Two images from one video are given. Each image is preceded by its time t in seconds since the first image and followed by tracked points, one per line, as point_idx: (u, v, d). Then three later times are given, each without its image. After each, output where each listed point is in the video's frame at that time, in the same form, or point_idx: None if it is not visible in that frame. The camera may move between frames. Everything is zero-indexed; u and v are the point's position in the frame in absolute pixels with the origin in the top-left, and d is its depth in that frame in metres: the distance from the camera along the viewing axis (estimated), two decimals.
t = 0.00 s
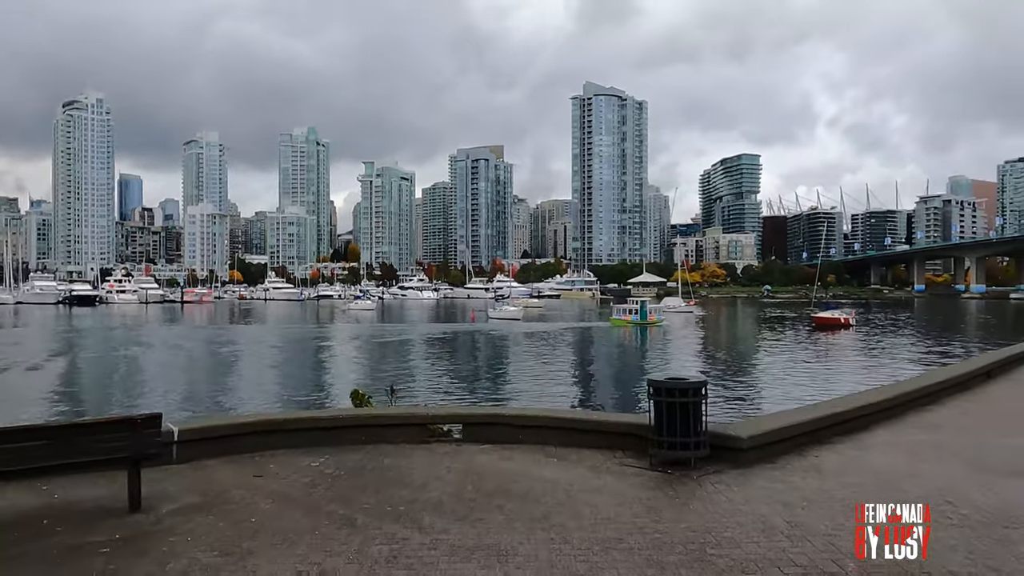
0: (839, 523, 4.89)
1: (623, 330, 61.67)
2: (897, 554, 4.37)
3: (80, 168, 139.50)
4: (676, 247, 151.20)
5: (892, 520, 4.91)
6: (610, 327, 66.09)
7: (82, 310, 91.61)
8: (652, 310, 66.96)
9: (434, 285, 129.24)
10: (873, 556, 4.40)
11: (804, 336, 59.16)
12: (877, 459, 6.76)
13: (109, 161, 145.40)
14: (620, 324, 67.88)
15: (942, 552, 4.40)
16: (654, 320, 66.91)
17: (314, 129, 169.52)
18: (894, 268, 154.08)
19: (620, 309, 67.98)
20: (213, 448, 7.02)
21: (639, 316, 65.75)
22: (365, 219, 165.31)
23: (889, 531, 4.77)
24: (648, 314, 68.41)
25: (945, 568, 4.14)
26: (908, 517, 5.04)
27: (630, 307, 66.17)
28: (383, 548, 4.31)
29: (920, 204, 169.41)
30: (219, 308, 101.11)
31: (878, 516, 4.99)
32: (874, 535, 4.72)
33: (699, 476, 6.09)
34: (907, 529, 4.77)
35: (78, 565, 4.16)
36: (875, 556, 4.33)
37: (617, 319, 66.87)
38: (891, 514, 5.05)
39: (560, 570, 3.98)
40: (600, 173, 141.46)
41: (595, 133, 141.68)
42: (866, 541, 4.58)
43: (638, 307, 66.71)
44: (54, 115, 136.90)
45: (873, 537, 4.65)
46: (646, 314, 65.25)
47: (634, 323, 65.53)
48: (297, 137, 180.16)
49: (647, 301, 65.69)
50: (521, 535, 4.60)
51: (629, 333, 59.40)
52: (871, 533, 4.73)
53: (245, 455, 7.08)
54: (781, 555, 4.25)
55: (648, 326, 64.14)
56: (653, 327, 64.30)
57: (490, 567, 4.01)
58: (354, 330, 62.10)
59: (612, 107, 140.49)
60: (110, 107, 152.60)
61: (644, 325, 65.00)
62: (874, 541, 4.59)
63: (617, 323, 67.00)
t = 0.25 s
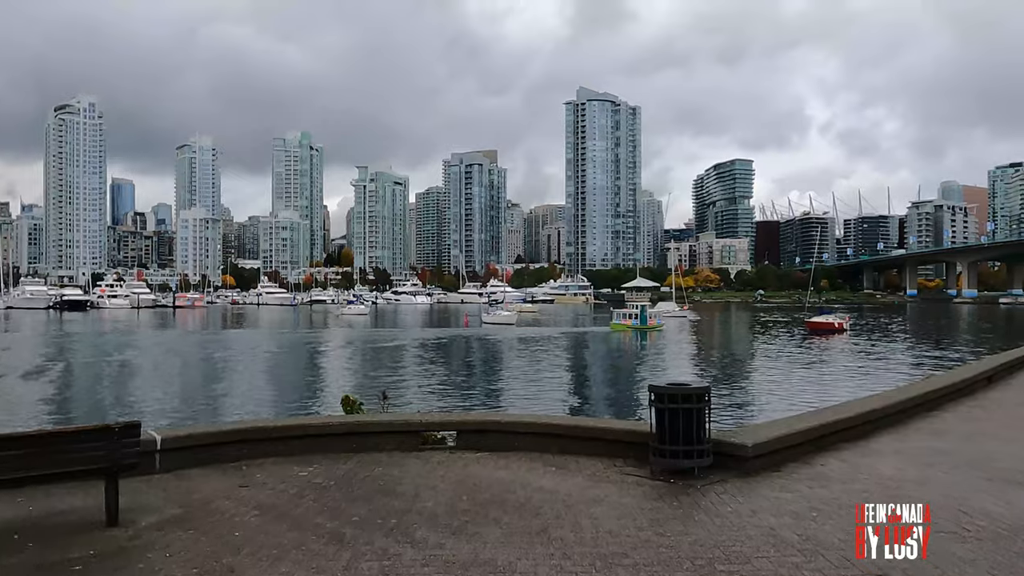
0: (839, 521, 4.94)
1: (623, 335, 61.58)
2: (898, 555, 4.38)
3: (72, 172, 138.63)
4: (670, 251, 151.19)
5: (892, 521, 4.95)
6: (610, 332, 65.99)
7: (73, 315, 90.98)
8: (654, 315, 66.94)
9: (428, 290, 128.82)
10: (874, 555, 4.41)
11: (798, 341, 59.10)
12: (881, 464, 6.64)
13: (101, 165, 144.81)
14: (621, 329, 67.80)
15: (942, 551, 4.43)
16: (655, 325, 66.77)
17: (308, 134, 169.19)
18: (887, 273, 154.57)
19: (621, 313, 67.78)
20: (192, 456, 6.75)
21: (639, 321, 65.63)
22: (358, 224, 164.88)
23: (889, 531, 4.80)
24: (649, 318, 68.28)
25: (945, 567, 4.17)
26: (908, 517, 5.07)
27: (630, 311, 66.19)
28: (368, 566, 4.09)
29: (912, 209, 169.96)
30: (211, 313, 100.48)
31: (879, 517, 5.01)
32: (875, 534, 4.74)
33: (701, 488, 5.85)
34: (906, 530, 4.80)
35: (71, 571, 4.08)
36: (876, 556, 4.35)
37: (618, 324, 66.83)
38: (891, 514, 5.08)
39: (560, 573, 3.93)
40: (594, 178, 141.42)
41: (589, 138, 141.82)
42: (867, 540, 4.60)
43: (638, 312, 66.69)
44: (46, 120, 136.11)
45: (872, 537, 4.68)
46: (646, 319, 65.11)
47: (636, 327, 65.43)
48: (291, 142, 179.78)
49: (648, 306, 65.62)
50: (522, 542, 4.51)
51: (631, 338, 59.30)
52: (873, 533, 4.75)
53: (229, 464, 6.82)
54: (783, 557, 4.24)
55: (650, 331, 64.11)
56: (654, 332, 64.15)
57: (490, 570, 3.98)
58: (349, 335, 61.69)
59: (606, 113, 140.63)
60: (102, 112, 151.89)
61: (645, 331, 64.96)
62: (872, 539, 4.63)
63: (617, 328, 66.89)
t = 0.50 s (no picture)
0: (840, 523, 5.09)
1: (624, 341, 61.37)
2: (897, 554, 4.55)
3: (64, 177, 137.79)
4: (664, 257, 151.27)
5: (892, 521, 5.12)
6: (612, 338, 65.76)
7: (64, 321, 90.22)
8: (654, 321, 66.77)
9: (422, 296, 128.31)
10: (873, 556, 4.55)
11: (792, 346, 59.00)
12: (887, 469, 6.65)
13: (94, 171, 144.02)
14: (622, 335, 67.67)
15: (941, 551, 4.58)
16: (656, 331, 66.61)
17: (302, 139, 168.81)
18: (879, 279, 155.02)
19: (622, 319, 67.63)
20: (173, 468, 6.48)
21: (640, 327, 65.38)
22: (352, 229, 164.46)
23: (888, 531, 4.97)
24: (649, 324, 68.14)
25: (945, 565, 4.32)
26: (908, 517, 5.23)
27: (630, 317, 66.08)
28: None
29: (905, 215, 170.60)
30: (204, 319, 99.82)
31: (879, 518, 5.20)
32: (875, 534, 4.91)
33: (709, 502, 5.62)
34: (906, 530, 4.97)
35: None
36: (875, 556, 4.50)
37: (619, 329, 66.71)
38: (890, 514, 5.27)
39: None
40: (588, 184, 141.40)
41: (582, 144, 141.89)
42: (867, 541, 4.76)
43: (638, 318, 66.49)
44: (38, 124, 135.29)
45: (873, 536, 4.85)
46: (647, 325, 64.78)
47: (636, 334, 65.33)
48: (285, 147, 179.32)
49: (648, 311, 65.46)
50: (528, 550, 4.49)
51: (632, 344, 59.19)
52: (872, 533, 4.94)
53: (213, 476, 6.54)
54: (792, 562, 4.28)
55: (649, 336, 63.94)
56: (655, 338, 64.01)
57: None
58: (342, 341, 61.22)
59: (600, 119, 140.75)
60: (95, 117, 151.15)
61: (645, 336, 64.81)
62: (873, 540, 4.79)
63: (618, 333, 66.72)
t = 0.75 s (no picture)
0: (843, 522, 5.23)
1: (626, 344, 61.33)
2: (897, 553, 4.70)
3: (57, 180, 136.98)
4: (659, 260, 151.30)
5: (893, 521, 5.29)
6: (613, 341, 65.69)
7: (56, 324, 89.57)
8: (655, 324, 66.66)
9: (417, 299, 127.94)
10: (873, 556, 4.70)
11: (787, 349, 58.93)
12: (891, 477, 6.65)
13: (87, 174, 143.19)
14: (624, 337, 67.58)
15: (941, 549, 4.71)
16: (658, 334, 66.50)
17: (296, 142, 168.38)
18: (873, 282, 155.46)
19: (623, 322, 67.47)
20: (156, 482, 6.26)
21: (640, 330, 65.32)
22: (346, 232, 164.08)
23: (888, 531, 5.14)
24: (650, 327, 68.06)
25: (943, 564, 4.48)
26: (908, 517, 5.41)
27: (632, 320, 65.99)
28: None
29: (899, 218, 171.15)
30: (197, 322, 99.24)
31: (880, 516, 5.37)
32: (874, 534, 5.08)
33: (715, 515, 5.38)
34: (906, 530, 5.13)
35: None
36: (875, 557, 4.66)
37: (619, 333, 66.62)
38: (891, 514, 5.45)
39: None
40: (582, 188, 141.28)
41: (577, 147, 141.89)
42: (867, 541, 4.91)
43: (639, 321, 66.35)
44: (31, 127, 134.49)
45: (873, 535, 5.00)
46: (647, 328, 64.51)
47: (637, 337, 65.23)
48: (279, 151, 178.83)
49: (648, 315, 65.44)
50: (531, 562, 4.43)
51: (633, 347, 59.13)
52: (873, 533, 5.09)
53: (199, 488, 6.33)
54: None
55: (651, 339, 63.92)
56: (656, 341, 63.95)
57: None
58: (337, 345, 60.79)
59: (594, 122, 140.67)
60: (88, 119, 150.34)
61: (646, 339, 64.77)
62: (872, 539, 4.95)
63: (619, 337, 66.59)
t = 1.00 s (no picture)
0: (843, 523, 5.25)
1: (625, 347, 61.38)
2: (898, 554, 4.70)
3: (47, 182, 135.89)
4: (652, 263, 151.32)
5: (893, 521, 5.31)
6: (612, 343, 65.63)
7: (46, 328, 88.77)
8: (653, 327, 66.76)
9: (410, 302, 127.57)
10: (875, 555, 4.70)
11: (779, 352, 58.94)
12: (895, 480, 6.54)
13: (78, 176, 142.09)
14: (623, 341, 67.55)
15: (941, 549, 4.74)
16: (655, 337, 66.38)
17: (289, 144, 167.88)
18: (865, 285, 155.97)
19: (622, 326, 67.38)
20: (133, 490, 6.03)
21: (641, 333, 65.42)
22: (339, 235, 163.60)
23: (888, 530, 5.16)
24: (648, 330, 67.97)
25: (942, 562, 4.50)
26: (909, 517, 5.46)
27: (631, 323, 65.98)
28: None
29: (891, 222, 171.89)
30: (188, 325, 98.65)
31: (880, 516, 5.39)
32: (874, 534, 5.09)
33: (716, 524, 5.17)
34: (905, 529, 5.16)
35: None
36: (875, 555, 4.65)
37: (619, 336, 66.51)
38: (890, 514, 5.47)
39: None
40: (575, 191, 141.30)
41: (570, 150, 142.03)
42: (865, 540, 4.93)
43: (638, 324, 66.28)
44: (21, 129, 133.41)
45: (872, 536, 5.01)
46: (645, 331, 64.59)
47: (636, 340, 65.18)
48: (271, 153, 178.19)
49: (648, 317, 65.48)
50: (527, 569, 4.29)
51: (633, 350, 59.13)
52: (873, 533, 5.10)
53: (178, 497, 6.09)
54: None
55: (649, 343, 63.96)
56: (654, 344, 63.94)
57: None
58: (329, 348, 60.37)
59: (587, 125, 140.90)
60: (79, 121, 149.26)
61: (645, 342, 64.70)
62: (872, 539, 4.95)
63: (618, 339, 66.47)
